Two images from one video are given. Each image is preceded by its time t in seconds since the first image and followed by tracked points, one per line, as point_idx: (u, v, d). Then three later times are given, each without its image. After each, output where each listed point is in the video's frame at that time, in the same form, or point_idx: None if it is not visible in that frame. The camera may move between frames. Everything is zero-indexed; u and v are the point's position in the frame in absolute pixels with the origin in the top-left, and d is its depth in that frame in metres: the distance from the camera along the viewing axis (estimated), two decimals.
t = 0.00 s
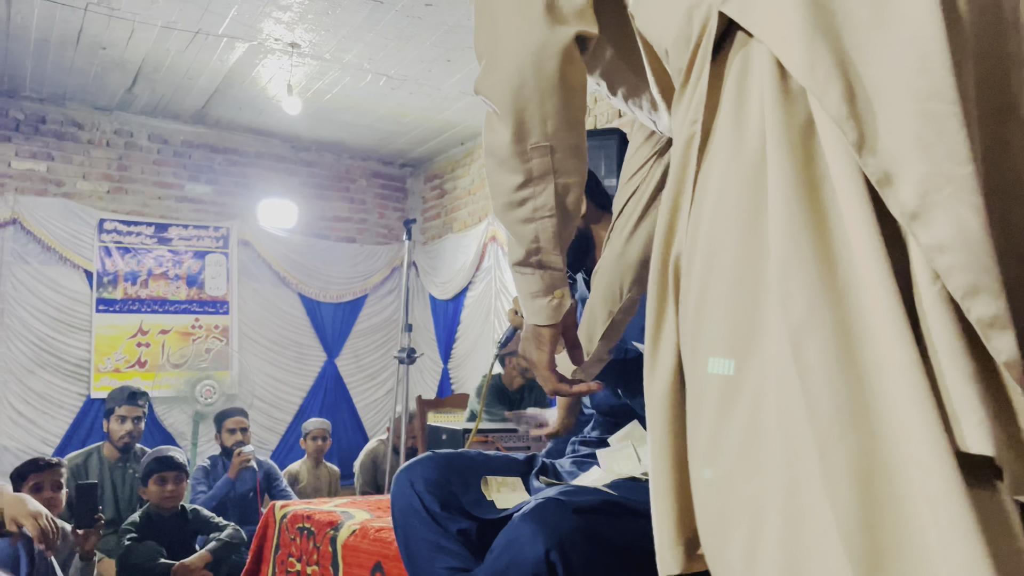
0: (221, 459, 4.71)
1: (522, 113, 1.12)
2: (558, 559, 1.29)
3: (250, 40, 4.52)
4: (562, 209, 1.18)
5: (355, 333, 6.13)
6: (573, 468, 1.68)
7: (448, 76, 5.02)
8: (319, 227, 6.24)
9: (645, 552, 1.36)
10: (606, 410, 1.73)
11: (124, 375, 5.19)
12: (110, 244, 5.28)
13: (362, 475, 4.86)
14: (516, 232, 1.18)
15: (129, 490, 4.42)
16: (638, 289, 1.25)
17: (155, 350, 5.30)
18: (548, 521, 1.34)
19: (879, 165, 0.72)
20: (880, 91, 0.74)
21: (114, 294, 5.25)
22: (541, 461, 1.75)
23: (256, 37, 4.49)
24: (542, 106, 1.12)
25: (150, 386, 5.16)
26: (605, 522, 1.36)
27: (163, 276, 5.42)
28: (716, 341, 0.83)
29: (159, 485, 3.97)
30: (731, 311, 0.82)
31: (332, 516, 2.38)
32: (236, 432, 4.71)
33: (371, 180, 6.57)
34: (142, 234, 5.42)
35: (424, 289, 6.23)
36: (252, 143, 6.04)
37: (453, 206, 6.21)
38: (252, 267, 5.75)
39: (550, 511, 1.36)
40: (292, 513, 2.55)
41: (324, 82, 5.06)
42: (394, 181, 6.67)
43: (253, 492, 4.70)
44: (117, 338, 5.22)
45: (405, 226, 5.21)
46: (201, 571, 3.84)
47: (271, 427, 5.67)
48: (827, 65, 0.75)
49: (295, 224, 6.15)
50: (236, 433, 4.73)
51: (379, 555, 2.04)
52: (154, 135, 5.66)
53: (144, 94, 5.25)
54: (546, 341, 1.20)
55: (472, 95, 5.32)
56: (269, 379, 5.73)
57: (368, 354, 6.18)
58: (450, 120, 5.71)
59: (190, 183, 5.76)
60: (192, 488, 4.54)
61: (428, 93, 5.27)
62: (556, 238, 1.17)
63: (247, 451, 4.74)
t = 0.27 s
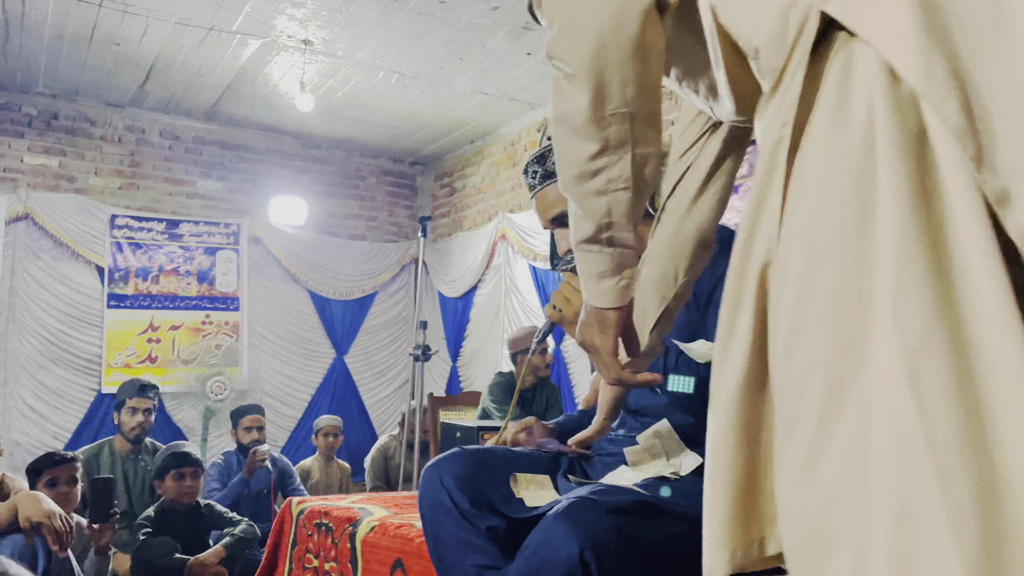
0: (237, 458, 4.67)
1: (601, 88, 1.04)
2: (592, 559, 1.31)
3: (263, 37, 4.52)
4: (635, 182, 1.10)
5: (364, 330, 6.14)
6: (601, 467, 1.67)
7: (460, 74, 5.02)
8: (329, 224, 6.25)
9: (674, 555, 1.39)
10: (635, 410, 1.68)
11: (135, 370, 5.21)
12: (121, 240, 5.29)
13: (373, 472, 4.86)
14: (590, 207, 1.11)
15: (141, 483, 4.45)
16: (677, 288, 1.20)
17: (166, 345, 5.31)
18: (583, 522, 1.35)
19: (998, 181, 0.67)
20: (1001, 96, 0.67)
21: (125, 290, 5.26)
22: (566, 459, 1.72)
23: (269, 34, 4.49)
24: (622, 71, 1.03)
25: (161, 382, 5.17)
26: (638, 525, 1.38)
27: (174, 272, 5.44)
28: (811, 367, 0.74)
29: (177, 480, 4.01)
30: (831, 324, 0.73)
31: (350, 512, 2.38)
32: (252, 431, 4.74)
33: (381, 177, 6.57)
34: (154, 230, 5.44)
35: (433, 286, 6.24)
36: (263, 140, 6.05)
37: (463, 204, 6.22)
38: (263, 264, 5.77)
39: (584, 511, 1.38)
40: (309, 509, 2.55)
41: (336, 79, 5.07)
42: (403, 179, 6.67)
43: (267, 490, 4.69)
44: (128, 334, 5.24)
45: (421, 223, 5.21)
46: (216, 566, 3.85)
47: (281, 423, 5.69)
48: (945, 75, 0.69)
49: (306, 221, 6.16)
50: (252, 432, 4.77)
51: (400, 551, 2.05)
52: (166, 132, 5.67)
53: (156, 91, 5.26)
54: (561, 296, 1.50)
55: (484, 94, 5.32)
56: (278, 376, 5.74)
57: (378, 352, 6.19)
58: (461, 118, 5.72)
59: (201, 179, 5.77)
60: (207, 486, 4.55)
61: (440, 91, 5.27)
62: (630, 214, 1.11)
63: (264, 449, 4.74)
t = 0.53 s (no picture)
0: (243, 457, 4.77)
1: None
2: (609, 562, 1.40)
3: (270, 32, 4.51)
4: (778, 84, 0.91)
5: (367, 328, 6.12)
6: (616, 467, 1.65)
7: (467, 72, 5.01)
8: (333, 221, 6.23)
9: (694, 555, 1.42)
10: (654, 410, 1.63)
11: (137, 365, 5.19)
12: (124, 235, 5.28)
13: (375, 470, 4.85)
14: (718, 101, 0.91)
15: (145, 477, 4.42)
16: (820, 210, 0.91)
17: (168, 341, 5.31)
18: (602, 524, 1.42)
19: None
20: None
21: (127, 284, 5.25)
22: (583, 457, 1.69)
23: (275, 30, 4.48)
24: None
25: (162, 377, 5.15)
26: (657, 528, 1.42)
27: (177, 267, 5.42)
28: (978, 435, 0.56)
29: (184, 476, 4.01)
30: None
31: (358, 511, 2.37)
32: (259, 431, 4.82)
33: (385, 174, 6.55)
34: (157, 225, 5.42)
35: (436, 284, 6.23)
36: (267, 136, 6.04)
37: (467, 202, 6.20)
38: (266, 260, 5.77)
39: (603, 514, 1.43)
40: (316, 507, 2.54)
41: (342, 76, 5.05)
42: (408, 176, 6.65)
43: (273, 490, 4.73)
44: (130, 328, 5.22)
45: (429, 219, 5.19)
46: (221, 562, 3.83)
47: (282, 420, 5.68)
48: None
49: (309, 218, 6.14)
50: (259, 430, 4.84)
51: (409, 552, 2.03)
52: (170, 126, 5.66)
53: (161, 85, 5.24)
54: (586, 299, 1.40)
55: (490, 92, 5.31)
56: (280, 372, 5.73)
57: (380, 349, 6.17)
58: (466, 116, 5.70)
59: (205, 174, 5.75)
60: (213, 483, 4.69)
61: (446, 88, 5.26)
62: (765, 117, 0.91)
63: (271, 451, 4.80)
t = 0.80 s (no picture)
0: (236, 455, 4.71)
1: None
2: (607, 565, 1.32)
3: (266, 27, 4.48)
4: None
5: (359, 325, 6.10)
6: (614, 470, 1.69)
7: (463, 70, 4.99)
8: (327, 217, 6.20)
9: (687, 558, 1.41)
10: (652, 413, 1.70)
11: (127, 360, 5.16)
12: (116, 228, 5.24)
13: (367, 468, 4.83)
14: None
15: (133, 475, 4.41)
16: None
17: (159, 336, 5.28)
18: (600, 525, 1.35)
19: None
20: None
21: (119, 278, 5.21)
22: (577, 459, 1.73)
23: (271, 25, 4.45)
24: None
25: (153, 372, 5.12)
26: (655, 530, 1.38)
27: (169, 262, 5.40)
28: None
29: (179, 474, 3.97)
30: None
31: (349, 510, 2.36)
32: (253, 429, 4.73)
33: (379, 171, 6.53)
34: (149, 219, 5.38)
35: (429, 282, 6.21)
36: (262, 131, 6.01)
37: (462, 201, 6.19)
38: (258, 255, 5.73)
39: (601, 514, 1.37)
40: (307, 505, 2.52)
41: (338, 71, 5.03)
42: (403, 173, 6.63)
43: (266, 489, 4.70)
44: (121, 323, 5.18)
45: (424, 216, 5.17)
46: (210, 560, 3.78)
47: (273, 416, 5.66)
48: None
49: (303, 214, 6.12)
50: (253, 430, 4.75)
51: (401, 552, 2.02)
52: (164, 120, 5.62)
53: (156, 78, 5.20)
54: (583, 294, 1.54)
55: (486, 90, 5.29)
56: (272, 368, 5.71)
57: (373, 347, 6.15)
58: (462, 114, 5.69)
59: (198, 169, 5.72)
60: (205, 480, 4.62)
61: (442, 86, 5.24)
62: None
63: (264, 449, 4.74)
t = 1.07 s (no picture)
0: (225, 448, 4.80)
1: None
2: (598, 559, 1.32)
3: (261, 20, 4.46)
4: None
5: (351, 320, 6.08)
6: (605, 467, 1.67)
7: (459, 66, 4.98)
8: (320, 212, 6.18)
9: (679, 554, 1.41)
10: (644, 412, 1.70)
11: (117, 353, 5.13)
12: (108, 220, 5.20)
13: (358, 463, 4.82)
14: None
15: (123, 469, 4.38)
16: None
17: (150, 329, 5.26)
18: (590, 521, 1.34)
19: None
20: None
21: (110, 271, 5.18)
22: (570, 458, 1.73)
23: (266, 18, 4.43)
24: None
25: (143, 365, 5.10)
26: (647, 526, 1.38)
27: (161, 255, 5.37)
28: None
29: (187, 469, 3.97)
30: None
31: (340, 506, 2.35)
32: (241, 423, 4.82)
33: (373, 167, 6.51)
34: (141, 212, 5.35)
35: (422, 278, 6.20)
36: (256, 125, 5.98)
37: (456, 197, 6.18)
38: (250, 250, 5.70)
39: (592, 509, 1.36)
40: (298, 500, 2.51)
41: (333, 66, 5.01)
42: (397, 169, 6.62)
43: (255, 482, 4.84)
44: (112, 315, 5.15)
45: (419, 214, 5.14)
46: (201, 556, 3.85)
47: (264, 410, 5.64)
48: None
49: (296, 208, 6.10)
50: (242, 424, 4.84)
51: (392, 547, 2.02)
52: (157, 112, 5.59)
53: (150, 70, 5.17)
54: (575, 290, 1.54)
55: (481, 86, 5.29)
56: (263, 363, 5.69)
57: (365, 343, 6.13)
58: (457, 110, 5.68)
59: (191, 162, 5.69)
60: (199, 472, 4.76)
61: (437, 82, 5.23)
62: None
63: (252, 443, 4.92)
